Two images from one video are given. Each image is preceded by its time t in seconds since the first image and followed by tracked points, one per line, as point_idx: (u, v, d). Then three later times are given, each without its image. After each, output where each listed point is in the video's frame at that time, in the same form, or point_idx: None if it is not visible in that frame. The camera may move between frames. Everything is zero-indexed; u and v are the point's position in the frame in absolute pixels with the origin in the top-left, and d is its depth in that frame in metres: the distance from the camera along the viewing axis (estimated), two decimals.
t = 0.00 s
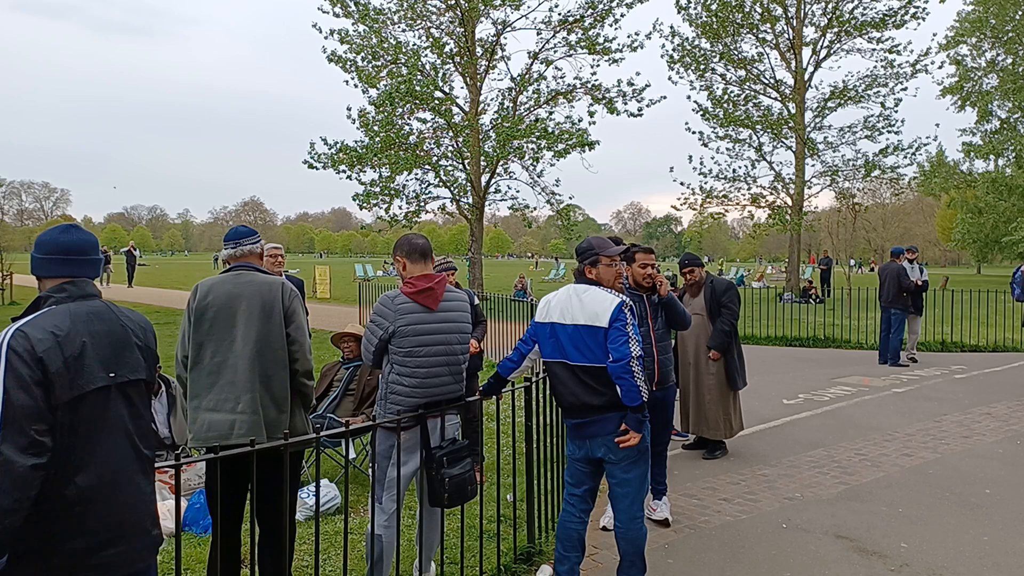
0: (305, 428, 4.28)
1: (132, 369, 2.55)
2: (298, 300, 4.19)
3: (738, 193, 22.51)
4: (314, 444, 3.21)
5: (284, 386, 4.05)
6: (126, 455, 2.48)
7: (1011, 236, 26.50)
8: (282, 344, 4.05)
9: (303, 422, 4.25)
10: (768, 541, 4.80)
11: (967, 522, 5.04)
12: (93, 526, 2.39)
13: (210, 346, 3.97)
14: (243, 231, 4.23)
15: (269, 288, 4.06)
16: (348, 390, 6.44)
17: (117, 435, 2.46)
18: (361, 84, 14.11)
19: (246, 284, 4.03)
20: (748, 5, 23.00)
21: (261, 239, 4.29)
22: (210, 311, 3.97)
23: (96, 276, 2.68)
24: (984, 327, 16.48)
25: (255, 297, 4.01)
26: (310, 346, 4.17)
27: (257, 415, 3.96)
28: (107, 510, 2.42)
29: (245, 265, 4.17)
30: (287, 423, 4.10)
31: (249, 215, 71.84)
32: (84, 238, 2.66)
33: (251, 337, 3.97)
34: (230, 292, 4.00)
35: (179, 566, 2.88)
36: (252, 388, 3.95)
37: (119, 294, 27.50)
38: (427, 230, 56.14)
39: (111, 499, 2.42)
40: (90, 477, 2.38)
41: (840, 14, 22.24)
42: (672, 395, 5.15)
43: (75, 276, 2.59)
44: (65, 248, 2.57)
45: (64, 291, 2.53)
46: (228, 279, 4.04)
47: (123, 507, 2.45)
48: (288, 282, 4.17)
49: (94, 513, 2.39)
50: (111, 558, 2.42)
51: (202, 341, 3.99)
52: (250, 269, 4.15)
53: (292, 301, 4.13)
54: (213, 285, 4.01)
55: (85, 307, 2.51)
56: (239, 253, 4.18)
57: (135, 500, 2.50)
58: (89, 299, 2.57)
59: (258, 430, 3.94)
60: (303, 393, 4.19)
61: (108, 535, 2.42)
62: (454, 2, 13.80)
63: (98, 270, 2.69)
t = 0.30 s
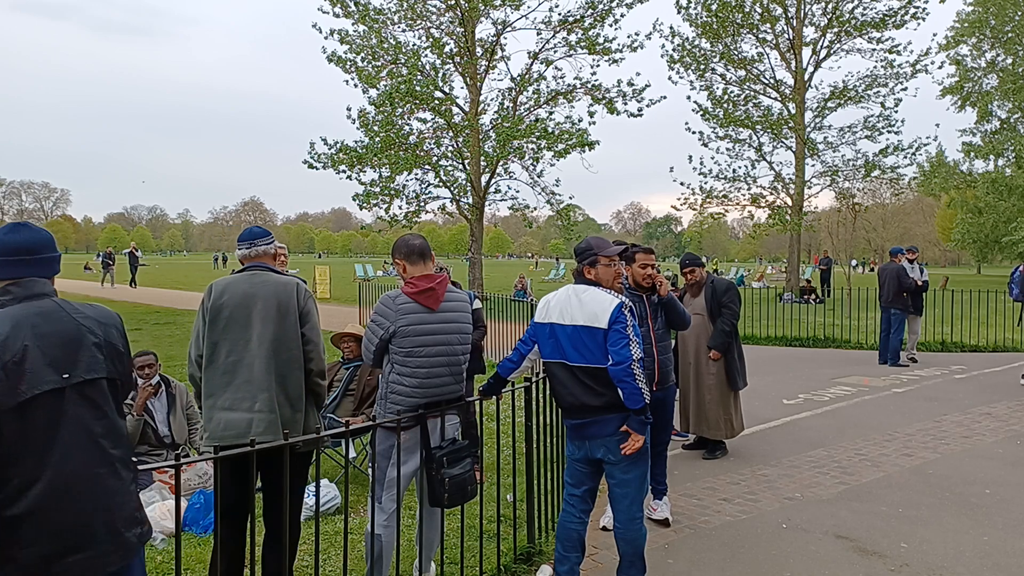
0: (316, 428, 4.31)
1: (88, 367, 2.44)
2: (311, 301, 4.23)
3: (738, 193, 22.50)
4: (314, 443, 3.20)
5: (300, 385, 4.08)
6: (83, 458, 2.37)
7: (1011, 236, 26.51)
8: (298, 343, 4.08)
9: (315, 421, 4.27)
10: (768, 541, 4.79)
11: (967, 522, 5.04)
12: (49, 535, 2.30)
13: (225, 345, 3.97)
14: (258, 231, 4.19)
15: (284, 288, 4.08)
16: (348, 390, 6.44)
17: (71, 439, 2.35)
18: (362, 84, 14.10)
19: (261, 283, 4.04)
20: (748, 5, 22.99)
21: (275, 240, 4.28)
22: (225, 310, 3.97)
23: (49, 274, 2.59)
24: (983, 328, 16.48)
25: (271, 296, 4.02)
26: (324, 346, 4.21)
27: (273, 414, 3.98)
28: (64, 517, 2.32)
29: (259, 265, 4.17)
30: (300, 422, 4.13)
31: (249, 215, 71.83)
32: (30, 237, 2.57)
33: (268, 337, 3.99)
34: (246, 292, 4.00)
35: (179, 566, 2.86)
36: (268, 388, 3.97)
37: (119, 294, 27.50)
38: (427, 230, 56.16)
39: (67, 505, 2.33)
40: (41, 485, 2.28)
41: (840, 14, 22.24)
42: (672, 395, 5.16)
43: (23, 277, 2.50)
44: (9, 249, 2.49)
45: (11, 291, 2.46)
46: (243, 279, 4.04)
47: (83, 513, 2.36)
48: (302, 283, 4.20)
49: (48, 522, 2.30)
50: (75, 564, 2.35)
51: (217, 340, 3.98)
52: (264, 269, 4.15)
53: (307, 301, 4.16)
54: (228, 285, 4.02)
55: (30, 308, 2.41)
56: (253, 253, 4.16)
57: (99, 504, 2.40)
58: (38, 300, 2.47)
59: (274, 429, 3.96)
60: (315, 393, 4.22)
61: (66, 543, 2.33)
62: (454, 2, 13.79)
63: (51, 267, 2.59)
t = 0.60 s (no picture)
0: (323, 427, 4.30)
1: (78, 371, 2.38)
2: (319, 300, 4.23)
3: (738, 193, 22.50)
4: (317, 442, 3.20)
5: (308, 384, 4.09)
6: (71, 464, 2.33)
7: (1011, 236, 26.51)
8: (306, 342, 4.09)
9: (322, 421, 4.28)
10: (768, 541, 4.80)
11: (967, 522, 5.04)
12: (37, 539, 2.27)
13: (232, 344, 3.97)
14: (263, 231, 4.20)
15: (292, 288, 4.07)
16: (349, 390, 6.43)
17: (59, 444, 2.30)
18: (361, 84, 14.10)
19: (269, 283, 4.04)
20: (748, 5, 22.99)
21: (280, 240, 4.28)
22: (233, 310, 3.97)
23: (40, 273, 2.52)
24: (983, 328, 16.48)
25: (279, 296, 4.02)
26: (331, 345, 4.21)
27: (282, 413, 3.99)
28: (51, 522, 2.29)
29: (265, 265, 4.17)
30: (309, 421, 4.14)
31: (249, 215, 71.81)
32: (19, 236, 2.50)
33: (276, 336, 3.99)
34: (253, 292, 4.00)
35: (178, 566, 2.86)
36: (277, 387, 3.97)
37: (119, 294, 27.50)
38: (427, 230, 56.22)
39: (53, 509, 2.29)
40: (26, 491, 2.25)
41: (840, 14, 22.24)
42: (672, 394, 5.16)
43: (11, 277, 2.43)
44: None
45: None
46: (250, 279, 4.04)
47: (71, 517, 2.32)
48: (309, 282, 4.20)
49: (35, 526, 2.26)
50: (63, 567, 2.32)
51: (225, 339, 3.98)
52: (270, 269, 4.16)
53: (314, 300, 4.16)
54: (236, 284, 4.01)
55: (19, 310, 2.35)
56: (259, 253, 4.17)
57: (88, 507, 2.36)
58: (27, 301, 2.41)
59: (282, 428, 3.96)
60: (323, 391, 4.23)
61: (55, 548, 2.30)
62: (454, 2, 13.79)
63: (42, 266, 2.52)
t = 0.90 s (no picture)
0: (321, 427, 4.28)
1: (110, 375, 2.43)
2: (317, 300, 4.22)
3: (738, 193, 22.51)
4: (315, 443, 3.19)
5: (301, 382, 4.06)
6: (96, 464, 2.36)
7: (1011, 236, 26.51)
8: (299, 342, 4.07)
9: (321, 420, 4.28)
10: (767, 541, 4.80)
11: (966, 522, 5.04)
12: (56, 537, 2.28)
13: (227, 340, 4.01)
14: (259, 234, 4.25)
15: (287, 286, 4.08)
16: (349, 390, 6.44)
17: (87, 444, 2.34)
18: (361, 84, 14.10)
19: (265, 282, 4.06)
20: (748, 5, 22.98)
21: (277, 242, 4.31)
22: (228, 307, 4.02)
23: (85, 275, 2.59)
24: (984, 327, 16.47)
25: (274, 294, 4.03)
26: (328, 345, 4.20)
27: (273, 410, 3.98)
28: (72, 520, 2.30)
29: (260, 265, 4.19)
30: (304, 419, 4.11)
31: (249, 215, 71.74)
32: (65, 239, 2.57)
33: (269, 334, 3.99)
34: (248, 290, 4.03)
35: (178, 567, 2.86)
36: (268, 384, 3.97)
37: (119, 295, 27.51)
38: (427, 230, 56.25)
39: (73, 508, 2.30)
40: (50, 487, 2.26)
41: (840, 14, 22.24)
42: (672, 394, 5.18)
43: (56, 279, 2.50)
44: (42, 253, 2.50)
45: (40, 296, 2.46)
46: (247, 278, 4.08)
47: (89, 517, 2.33)
48: (306, 282, 4.19)
49: (55, 524, 2.27)
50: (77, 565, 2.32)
51: (222, 336, 4.03)
52: (266, 268, 4.17)
53: (310, 300, 4.14)
54: (234, 282, 4.06)
55: (61, 312, 2.40)
56: (255, 254, 4.20)
57: (109, 506, 2.38)
58: (68, 304, 2.46)
59: (271, 426, 3.96)
60: (320, 390, 4.23)
61: (73, 547, 2.30)
62: (454, 2, 13.78)
63: (84, 268, 2.58)
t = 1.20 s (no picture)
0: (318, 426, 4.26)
1: (152, 373, 2.52)
2: (313, 299, 4.21)
3: (738, 193, 22.52)
4: (315, 443, 3.20)
5: (295, 381, 4.05)
6: (136, 457, 2.44)
7: (1011, 236, 26.50)
8: (294, 341, 4.07)
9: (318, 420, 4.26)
10: (767, 541, 4.79)
11: (966, 522, 5.04)
12: (95, 526, 2.37)
13: (224, 341, 4.01)
14: (258, 235, 4.26)
15: (283, 286, 4.07)
16: (348, 389, 6.44)
17: (127, 439, 2.42)
18: (361, 84, 14.10)
19: (260, 282, 4.05)
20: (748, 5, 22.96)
21: (275, 243, 4.32)
22: (225, 308, 4.01)
23: (133, 276, 2.63)
24: (983, 328, 16.48)
25: (269, 294, 4.02)
26: (324, 344, 4.20)
27: (267, 409, 3.98)
28: (111, 512, 2.38)
29: (258, 265, 4.18)
30: (297, 419, 4.10)
31: (249, 215, 71.72)
32: (119, 239, 2.62)
33: (264, 334, 3.99)
34: (243, 290, 4.02)
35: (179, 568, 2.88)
36: (262, 383, 3.96)
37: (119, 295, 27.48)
38: (427, 230, 56.31)
39: (111, 498, 2.39)
40: (92, 478, 2.36)
41: (840, 14, 22.24)
42: (671, 395, 5.17)
43: (108, 279, 2.55)
44: (96, 252, 2.54)
45: (92, 295, 2.52)
46: (242, 278, 4.08)
47: (125, 509, 2.41)
48: (302, 282, 4.19)
49: (95, 513, 2.36)
50: (115, 554, 2.40)
51: (218, 336, 4.03)
52: (263, 269, 4.16)
53: (306, 300, 4.15)
54: (230, 283, 4.06)
55: (111, 311, 2.49)
56: (253, 255, 4.20)
57: (146, 500, 2.46)
58: (117, 303, 2.54)
59: (266, 425, 3.95)
60: (316, 389, 4.22)
61: (110, 537, 2.39)
62: (454, 2, 13.77)
63: (135, 268, 2.64)
